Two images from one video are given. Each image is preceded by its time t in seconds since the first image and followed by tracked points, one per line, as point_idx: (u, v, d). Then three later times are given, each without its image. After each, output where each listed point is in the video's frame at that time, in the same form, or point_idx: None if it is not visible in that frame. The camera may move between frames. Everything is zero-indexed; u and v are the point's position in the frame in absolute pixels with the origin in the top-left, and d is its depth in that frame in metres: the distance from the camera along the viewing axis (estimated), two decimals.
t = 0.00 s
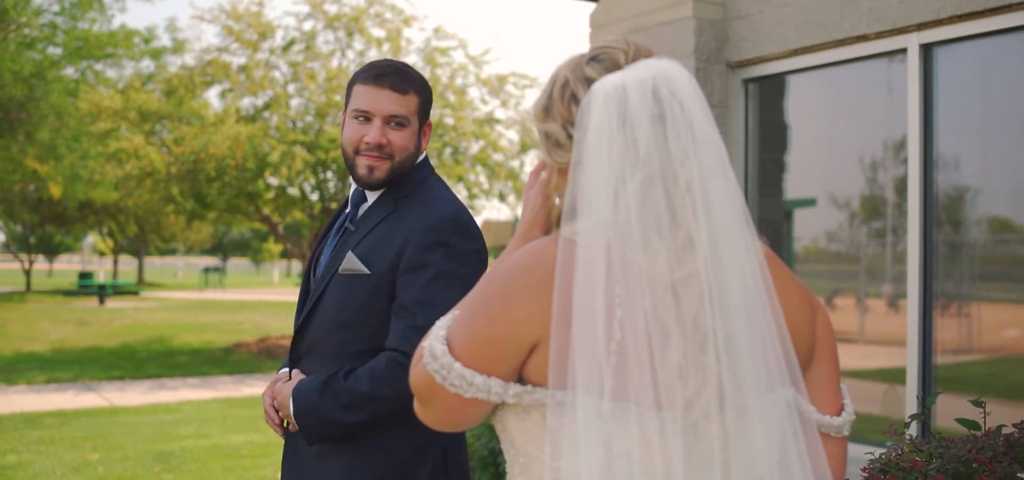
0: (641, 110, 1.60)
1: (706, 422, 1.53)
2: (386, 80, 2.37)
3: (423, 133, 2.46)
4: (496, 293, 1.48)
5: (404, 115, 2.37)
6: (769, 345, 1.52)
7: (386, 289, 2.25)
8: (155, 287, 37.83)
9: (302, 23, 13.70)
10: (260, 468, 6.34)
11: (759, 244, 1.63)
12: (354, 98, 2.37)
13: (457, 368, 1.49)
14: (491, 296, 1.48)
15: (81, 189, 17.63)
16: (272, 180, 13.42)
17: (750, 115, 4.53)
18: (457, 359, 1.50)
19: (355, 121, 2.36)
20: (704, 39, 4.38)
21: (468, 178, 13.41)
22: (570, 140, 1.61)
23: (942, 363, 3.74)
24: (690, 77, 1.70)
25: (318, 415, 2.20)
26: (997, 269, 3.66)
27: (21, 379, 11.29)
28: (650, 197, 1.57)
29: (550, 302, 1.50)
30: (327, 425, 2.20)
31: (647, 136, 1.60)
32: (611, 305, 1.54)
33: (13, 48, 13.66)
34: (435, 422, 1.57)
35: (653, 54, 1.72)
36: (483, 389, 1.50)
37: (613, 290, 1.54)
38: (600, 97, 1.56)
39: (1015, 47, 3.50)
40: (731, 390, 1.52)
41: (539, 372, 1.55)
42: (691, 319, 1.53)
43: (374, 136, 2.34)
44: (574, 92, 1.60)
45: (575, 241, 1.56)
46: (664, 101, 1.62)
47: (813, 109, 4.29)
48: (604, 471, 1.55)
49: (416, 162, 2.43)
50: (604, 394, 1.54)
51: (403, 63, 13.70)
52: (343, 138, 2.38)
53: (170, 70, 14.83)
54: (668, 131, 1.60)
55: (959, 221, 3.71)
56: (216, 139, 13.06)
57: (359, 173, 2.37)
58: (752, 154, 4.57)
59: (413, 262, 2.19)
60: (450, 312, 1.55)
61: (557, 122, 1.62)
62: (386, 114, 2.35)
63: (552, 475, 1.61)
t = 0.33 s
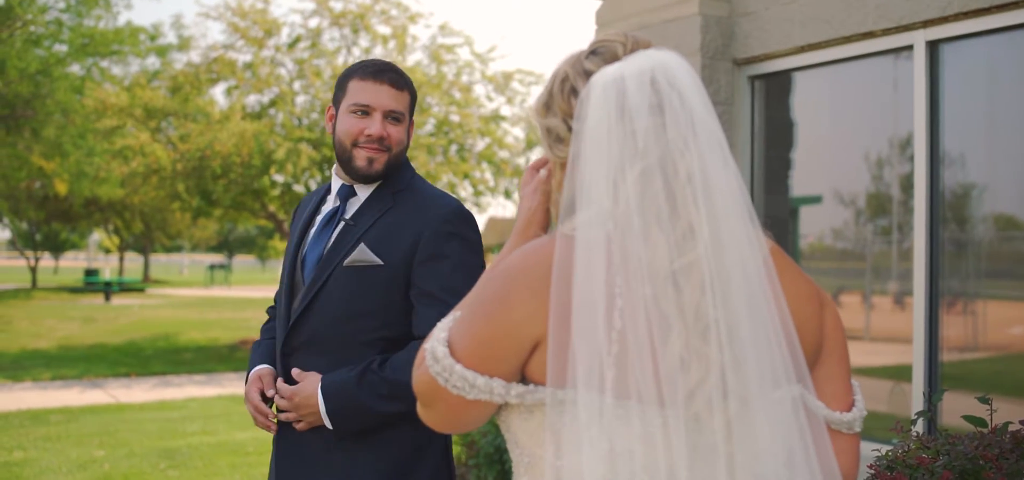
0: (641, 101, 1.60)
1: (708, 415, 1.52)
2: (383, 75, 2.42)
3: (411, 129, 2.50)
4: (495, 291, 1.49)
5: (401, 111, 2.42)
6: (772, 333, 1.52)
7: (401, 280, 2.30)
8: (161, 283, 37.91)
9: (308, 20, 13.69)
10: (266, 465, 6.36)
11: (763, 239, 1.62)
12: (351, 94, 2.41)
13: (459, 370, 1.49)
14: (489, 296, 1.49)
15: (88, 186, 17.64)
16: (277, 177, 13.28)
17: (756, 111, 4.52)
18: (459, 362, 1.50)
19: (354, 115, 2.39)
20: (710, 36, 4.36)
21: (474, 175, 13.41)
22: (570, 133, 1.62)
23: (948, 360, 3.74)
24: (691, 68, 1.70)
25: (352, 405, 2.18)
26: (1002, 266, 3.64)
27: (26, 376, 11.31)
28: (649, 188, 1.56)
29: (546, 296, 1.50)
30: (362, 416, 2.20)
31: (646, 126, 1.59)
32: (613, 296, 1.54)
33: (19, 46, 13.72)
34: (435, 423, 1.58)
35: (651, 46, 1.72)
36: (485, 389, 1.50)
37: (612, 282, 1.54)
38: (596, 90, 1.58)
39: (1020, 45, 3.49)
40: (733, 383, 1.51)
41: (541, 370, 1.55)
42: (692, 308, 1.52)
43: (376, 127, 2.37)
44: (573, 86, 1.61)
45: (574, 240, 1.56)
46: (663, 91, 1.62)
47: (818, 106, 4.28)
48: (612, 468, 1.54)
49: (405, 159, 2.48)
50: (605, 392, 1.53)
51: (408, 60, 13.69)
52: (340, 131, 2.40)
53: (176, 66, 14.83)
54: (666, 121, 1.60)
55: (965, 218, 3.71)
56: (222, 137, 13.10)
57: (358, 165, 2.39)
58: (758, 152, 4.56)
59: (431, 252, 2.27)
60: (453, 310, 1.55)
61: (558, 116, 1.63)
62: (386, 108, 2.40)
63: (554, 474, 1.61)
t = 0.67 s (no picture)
0: (641, 93, 1.60)
1: (709, 403, 1.51)
2: (349, 74, 2.58)
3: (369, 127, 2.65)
4: (498, 291, 1.48)
5: (364, 108, 2.57)
6: (774, 325, 1.52)
7: (384, 267, 2.49)
8: (164, 282, 37.94)
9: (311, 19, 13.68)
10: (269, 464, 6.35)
11: (764, 233, 1.62)
12: (318, 90, 2.55)
13: (461, 380, 1.49)
14: (491, 296, 1.48)
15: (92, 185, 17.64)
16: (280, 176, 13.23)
17: (760, 111, 4.53)
18: (460, 369, 1.50)
19: (319, 110, 2.54)
20: (713, 35, 4.36)
21: (477, 174, 13.40)
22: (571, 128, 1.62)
23: (951, 359, 3.74)
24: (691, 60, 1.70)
25: (351, 396, 2.34)
26: (1005, 265, 3.65)
27: (30, 375, 11.32)
28: (651, 180, 1.56)
29: (548, 291, 1.49)
30: (361, 406, 2.36)
31: (647, 115, 1.59)
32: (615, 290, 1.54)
33: (22, 45, 13.71)
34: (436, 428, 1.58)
35: (651, 38, 1.73)
36: (486, 397, 1.50)
37: (612, 275, 1.55)
38: (596, 84, 1.58)
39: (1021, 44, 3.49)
40: (737, 375, 1.51)
41: (542, 372, 1.53)
42: (693, 297, 1.52)
43: (340, 122, 2.53)
44: (573, 83, 1.61)
45: (575, 239, 1.56)
46: (663, 80, 1.61)
47: (820, 105, 4.28)
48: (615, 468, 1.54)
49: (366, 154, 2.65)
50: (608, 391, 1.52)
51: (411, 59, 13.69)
52: (306, 124, 2.54)
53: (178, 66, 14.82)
54: (667, 110, 1.60)
55: (968, 218, 3.71)
56: (225, 136, 13.09)
57: (322, 156, 2.54)
58: (761, 151, 4.57)
59: (407, 235, 2.50)
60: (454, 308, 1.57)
61: (560, 114, 1.63)
62: (350, 104, 2.55)
63: (555, 473, 1.59)
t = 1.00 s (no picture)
0: (662, 89, 1.60)
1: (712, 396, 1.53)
2: (328, 79, 2.58)
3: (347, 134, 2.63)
4: (483, 309, 1.46)
5: (342, 113, 2.57)
6: (779, 322, 1.55)
7: (394, 258, 2.52)
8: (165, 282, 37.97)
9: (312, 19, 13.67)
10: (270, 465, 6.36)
11: (766, 231, 1.65)
12: (297, 94, 2.55)
13: (460, 420, 1.48)
14: (477, 313, 1.46)
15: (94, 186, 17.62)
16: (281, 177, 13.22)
17: (762, 111, 4.52)
18: (453, 406, 1.48)
19: (299, 112, 2.53)
20: (715, 35, 4.35)
21: (479, 174, 13.41)
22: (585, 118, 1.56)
23: (953, 359, 3.74)
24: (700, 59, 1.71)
25: (386, 387, 2.37)
26: (1006, 265, 3.65)
27: (32, 376, 11.34)
28: (664, 176, 1.57)
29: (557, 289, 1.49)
30: (395, 397, 2.40)
31: (671, 117, 1.59)
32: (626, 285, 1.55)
33: (25, 45, 13.72)
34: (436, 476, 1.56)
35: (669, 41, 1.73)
36: (490, 431, 1.49)
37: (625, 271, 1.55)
38: (618, 75, 1.56)
39: None
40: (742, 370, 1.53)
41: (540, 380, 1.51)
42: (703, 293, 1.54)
43: (320, 124, 2.52)
44: (590, 73, 1.57)
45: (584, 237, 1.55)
46: (683, 78, 1.62)
47: (823, 106, 4.28)
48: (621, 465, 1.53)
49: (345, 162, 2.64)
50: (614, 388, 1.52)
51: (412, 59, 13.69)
52: (286, 126, 2.53)
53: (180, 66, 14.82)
54: (686, 109, 1.60)
55: (969, 217, 3.70)
56: (227, 136, 13.10)
57: (303, 157, 2.52)
58: (764, 150, 4.57)
59: (412, 220, 2.55)
60: (436, 365, 1.55)
61: (572, 101, 1.57)
62: (330, 108, 2.55)
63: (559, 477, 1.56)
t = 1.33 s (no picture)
0: (669, 84, 1.61)
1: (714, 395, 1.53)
2: (360, 84, 2.55)
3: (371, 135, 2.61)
4: (490, 308, 1.47)
5: (372, 120, 2.55)
6: (783, 318, 1.56)
7: (428, 261, 2.57)
8: (166, 282, 38.00)
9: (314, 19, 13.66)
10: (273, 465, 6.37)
11: (769, 224, 1.66)
12: (328, 99, 2.52)
13: (467, 420, 1.50)
14: (483, 317, 1.48)
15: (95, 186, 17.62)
16: (283, 177, 13.24)
17: (764, 110, 4.52)
18: (459, 408, 1.51)
19: (330, 118, 2.50)
20: (718, 35, 4.35)
21: (479, 174, 13.42)
22: (591, 118, 1.55)
23: (955, 360, 3.74)
24: (706, 55, 1.72)
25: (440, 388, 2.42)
26: (1008, 265, 3.65)
27: (33, 376, 11.35)
28: (670, 170, 1.58)
29: (564, 284, 1.50)
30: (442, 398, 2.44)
31: (676, 111, 1.59)
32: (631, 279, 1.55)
33: (26, 45, 13.73)
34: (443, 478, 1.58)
35: (672, 38, 1.73)
36: (498, 431, 1.51)
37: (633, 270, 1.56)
38: (626, 70, 1.56)
39: None
40: (745, 364, 1.54)
41: (547, 380, 1.52)
42: (708, 293, 1.54)
43: (352, 133, 2.50)
44: (596, 68, 1.57)
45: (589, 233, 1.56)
46: (690, 76, 1.63)
47: (826, 107, 4.28)
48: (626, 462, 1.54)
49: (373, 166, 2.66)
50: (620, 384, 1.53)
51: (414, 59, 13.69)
52: (315, 131, 2.51)
53: (181, 66, 14.82)
54: (693, 105, 1.60)
55: (970, 217, 3.70)
56: (229, 136, 13.09)
57: (333, 164, 2.50)
58: (767, 150, 4.58)
59: (446, 226, 2.62)
60: (445, 369, 1.57)
61: (578, 97, 1.56)
62: (361, 115, 2.52)
63: (566, 477, 1.58)
